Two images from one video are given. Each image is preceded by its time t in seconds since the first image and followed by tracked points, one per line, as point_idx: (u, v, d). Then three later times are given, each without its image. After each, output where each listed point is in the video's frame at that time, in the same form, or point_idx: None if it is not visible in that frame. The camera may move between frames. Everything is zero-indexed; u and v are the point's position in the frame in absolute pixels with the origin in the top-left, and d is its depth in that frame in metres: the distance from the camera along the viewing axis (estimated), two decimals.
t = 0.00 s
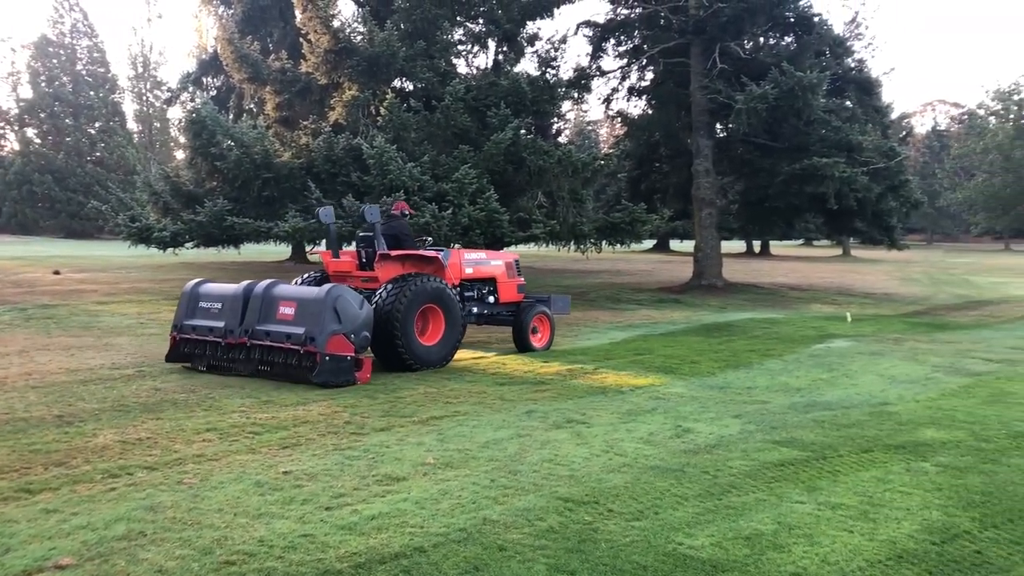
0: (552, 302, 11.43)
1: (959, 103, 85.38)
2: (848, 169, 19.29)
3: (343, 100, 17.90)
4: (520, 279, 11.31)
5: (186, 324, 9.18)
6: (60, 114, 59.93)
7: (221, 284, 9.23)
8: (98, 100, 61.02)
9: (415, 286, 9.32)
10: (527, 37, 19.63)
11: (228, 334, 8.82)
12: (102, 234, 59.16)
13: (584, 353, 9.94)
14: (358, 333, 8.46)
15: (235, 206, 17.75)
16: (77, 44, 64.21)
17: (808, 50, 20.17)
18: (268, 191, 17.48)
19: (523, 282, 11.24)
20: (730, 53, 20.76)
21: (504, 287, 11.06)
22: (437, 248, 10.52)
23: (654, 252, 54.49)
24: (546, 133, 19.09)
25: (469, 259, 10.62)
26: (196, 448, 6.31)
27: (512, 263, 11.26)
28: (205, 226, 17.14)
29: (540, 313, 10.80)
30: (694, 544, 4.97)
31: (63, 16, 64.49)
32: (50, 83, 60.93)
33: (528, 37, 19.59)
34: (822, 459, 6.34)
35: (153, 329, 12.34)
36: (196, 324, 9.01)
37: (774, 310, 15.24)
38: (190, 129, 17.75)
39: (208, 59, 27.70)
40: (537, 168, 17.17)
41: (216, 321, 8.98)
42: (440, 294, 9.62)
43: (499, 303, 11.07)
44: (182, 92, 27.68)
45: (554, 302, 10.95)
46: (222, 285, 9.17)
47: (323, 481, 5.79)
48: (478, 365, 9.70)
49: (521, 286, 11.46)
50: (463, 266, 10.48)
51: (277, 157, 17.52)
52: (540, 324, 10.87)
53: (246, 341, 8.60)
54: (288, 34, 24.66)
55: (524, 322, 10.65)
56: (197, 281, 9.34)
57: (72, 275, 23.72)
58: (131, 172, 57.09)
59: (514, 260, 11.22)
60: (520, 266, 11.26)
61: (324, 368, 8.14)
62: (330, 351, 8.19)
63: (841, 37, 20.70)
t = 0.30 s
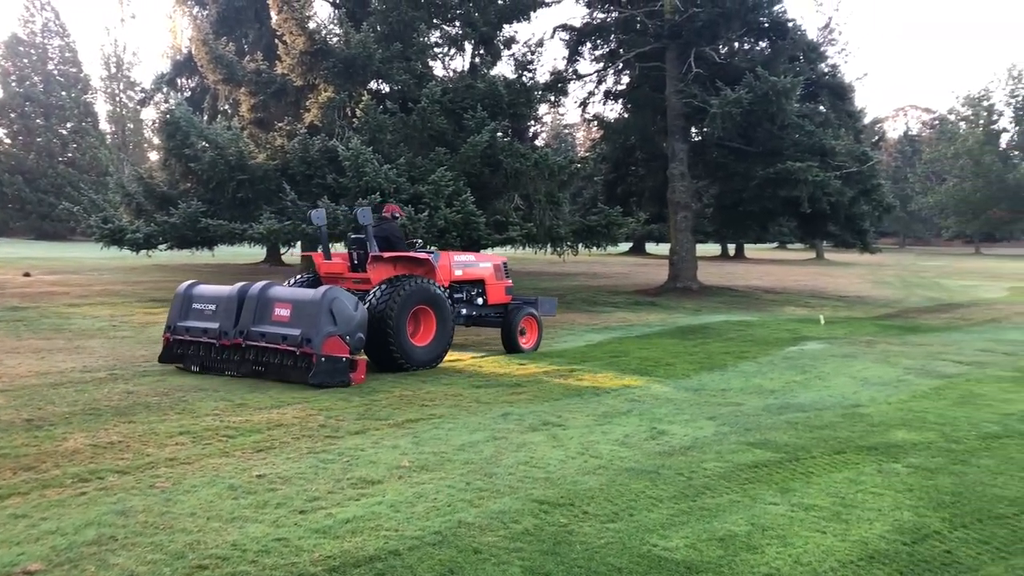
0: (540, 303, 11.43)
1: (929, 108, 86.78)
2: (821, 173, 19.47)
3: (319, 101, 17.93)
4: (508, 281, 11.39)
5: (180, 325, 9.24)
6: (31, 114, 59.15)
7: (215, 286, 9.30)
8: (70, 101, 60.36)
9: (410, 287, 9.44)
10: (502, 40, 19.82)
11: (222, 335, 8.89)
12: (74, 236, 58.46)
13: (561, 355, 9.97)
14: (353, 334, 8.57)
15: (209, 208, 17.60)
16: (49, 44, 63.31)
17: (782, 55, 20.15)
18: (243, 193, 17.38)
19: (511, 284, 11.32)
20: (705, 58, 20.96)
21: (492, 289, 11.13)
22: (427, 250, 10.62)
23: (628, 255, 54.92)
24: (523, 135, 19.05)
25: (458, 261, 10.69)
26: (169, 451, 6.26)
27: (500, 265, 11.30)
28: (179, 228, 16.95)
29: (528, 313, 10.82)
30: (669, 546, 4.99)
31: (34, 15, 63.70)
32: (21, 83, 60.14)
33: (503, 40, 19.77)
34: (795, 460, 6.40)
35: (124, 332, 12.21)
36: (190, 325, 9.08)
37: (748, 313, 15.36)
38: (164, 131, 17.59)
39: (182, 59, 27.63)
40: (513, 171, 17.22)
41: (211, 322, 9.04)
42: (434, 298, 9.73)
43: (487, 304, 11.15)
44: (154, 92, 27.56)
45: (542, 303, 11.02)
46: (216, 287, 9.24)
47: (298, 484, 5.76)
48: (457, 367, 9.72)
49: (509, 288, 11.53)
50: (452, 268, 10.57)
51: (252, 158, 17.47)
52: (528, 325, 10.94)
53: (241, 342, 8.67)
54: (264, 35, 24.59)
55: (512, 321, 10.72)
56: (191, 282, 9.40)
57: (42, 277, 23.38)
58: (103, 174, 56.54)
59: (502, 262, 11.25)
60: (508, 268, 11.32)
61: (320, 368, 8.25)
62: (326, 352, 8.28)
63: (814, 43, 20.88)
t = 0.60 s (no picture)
0: (528, 304, 11.47)
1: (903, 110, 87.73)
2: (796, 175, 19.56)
3: (294, 100, 17.64)
4: (496, 282, 11.50)
5: (177, 324, 9.32)
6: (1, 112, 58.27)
7: (211, 285, 9.36)
8: (42, 99, 59.56)
9: (407, 285, 9.59)
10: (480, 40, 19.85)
11: (217, 333, 8.97)
12: (45, 235, 57.65)
13: (538, 355, 9.99)
14: (349, 333, 8.62)
15: (183, 207, 17.44)
16: (20, 40, 62.28)
17: (757, 57, 20.34)
18: (218, 192, 17.24)
19: (499, 284, 11.43)
20: (681, 59, 21.02)
21: (481, 289, 11.23)
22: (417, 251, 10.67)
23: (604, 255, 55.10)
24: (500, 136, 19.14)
25: (448, 262, 10.77)
26: (141, 452, 6.20)
27: (489, 265, 11.41)
28: (152, 227, 16.77)
29: (516, 313, 10.89)
30: (644, 545, 5.01)
31: (4, 11, 62.72)
32: None
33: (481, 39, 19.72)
34: (770, 459, 6.45)
35: (96, 333, 12.07)
36: (186, 324, 9.15)
37: (724, 314, 15.47)
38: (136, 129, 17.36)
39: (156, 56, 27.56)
40: (491, 171, 17.26)
41: (207, 321, 9.11)
42: (428, 300, 9.87)
43: (476, 304, 11.24)
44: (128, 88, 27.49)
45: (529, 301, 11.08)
46: (211, 286, 9.31)
47: (272, 486, 5.73)
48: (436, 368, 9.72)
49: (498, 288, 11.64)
50: (442, 268, 10.65)
51: (227, 157, 17.35)
52: (516, 324, 10.97)
53: (237, 341, 8.74)
54: (240, 34, 24.48)
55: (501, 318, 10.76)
56: (186, 282, 9.46)
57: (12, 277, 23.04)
58: (75, 173, 55.84)
59: (491, 263, 11.36)
60: (496, 269, 11.42)
61: (316, 367, 8.29)
62: (322, 351, 8.34)
63: (789, 44, 20.94)
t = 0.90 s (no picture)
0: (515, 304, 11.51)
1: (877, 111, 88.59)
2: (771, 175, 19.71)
3: (270, 99, 17.70)
4: (484, 281, 11.51)
5: (170, 323, 9.36)
6: None
7: (204, 284, 9.42)
8: (12, 96, 58.82)
9: (400, 283, 9.66)
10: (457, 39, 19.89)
11: (211, 332, 9.02)
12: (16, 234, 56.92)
13: (515, 355, 10.01)
14: (344, 332, 8.71)
15: (157, 206, 17.29)
16: None
17: (733, 57, 20.42)
18: (192, 191, 17.09)
19: (487, 284, 11.44)
20: (658, 59, 21.03)
21: (470, 289, 11.23)
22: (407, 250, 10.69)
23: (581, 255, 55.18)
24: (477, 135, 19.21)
25: (437, 261, 10.78)
26: (114, 454, 6.16)
27: (478, 265, 11.43)
28: (126, 226, 16.61)
29: (503, 312, 10.91)
30: (620, 544, 5.04)
31: None
32: None
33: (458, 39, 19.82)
34: (745, 457, 6.49)
35: (68, 334, 11.95)
36: (180, 323, 9.20)
37: (700, 313, 15.57)
38: (110, 127, 17.16)
39: (130, 54, 27.37)
40: (469, 171, 17.27)
41: (200, 320, 9.16)
42: (421, 299, 9.94)
43: (465, 304, 11.24)
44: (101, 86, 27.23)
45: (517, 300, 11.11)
46: (204, 285, 9.36)
47: (247, 487, 5.71)
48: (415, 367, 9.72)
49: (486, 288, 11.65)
50: (432, 268, 10.65)
51: (202, 155, 17.21)
52: (504, 324, 10.95)
53: (232, 340, 8.81)
54: (214, 32, 24.33)
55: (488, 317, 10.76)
56: (179, 281, 9.51)
57: None
58: (47, 172, 55.18)
59: (479, 262, 11.38)
60: (485, 268, 11.43)
61: (312, 365, 8.36)
62: (318, 349, 8.42)
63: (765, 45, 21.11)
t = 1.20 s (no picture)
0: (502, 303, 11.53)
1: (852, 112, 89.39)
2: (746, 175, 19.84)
3: (244, 98, 17.50)
4: (472, 280, 11.49)
5: (163, 322, 9.39)
6: None
7: (197, 283, 9.45)
8: None
9: (392, 282, 9.67)
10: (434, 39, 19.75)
11: (205, 332, 9.06)
12: None
13: (493, 355, 10.02)
14: (337, 331, 8.76)
15: (130, 207, 17.13)
16: None
17: (708, 58, 20.54)
18: (166, 190, 16.97)
19: (475, 283, 11.41)
20: (634, 60, 21.14)
21: (459, 288, 11.20)
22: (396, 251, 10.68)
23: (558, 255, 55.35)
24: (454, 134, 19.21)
25: (426, 261, 10.76)
26: (86, 456, 6.11)
27: (466, 265, 11.41)
28: (98, 226, 16.44)
29: (492, 312, 10.89)
30: (595, 543, 5.06)
31: None
32: None
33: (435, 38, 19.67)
34: (720, 456, 6.54)
35: (40, 335, 11.82)
36: (173, 322, 9.23)
37: (675, 312, 15.66)
38: (81, 126, 17.00)
39: (103, 52, 27.16)
40: (446, 170, 17.25)
41: (194, 320, 9.20)
42: (412, 299, 9.93)
43: (454, 304, 11.21)
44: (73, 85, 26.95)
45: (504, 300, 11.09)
46: (198, 285, 9.39)
47: (221, 489, 5.68)
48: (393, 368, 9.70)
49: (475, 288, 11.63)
50: (421, 268, 10.62)
51: (176, 155, 17.10)
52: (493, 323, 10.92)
53: (226, 339, 8.85)
54: (189, 31, 24.18)
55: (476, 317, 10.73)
56: (172, 280, 9.53)
57: None
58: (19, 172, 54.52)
59: (467, 262, 11.36)
60: (473, 268, 11.40)
61: (306, 363, 8.41)
62: (312, 348, 8.47)
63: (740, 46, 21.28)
